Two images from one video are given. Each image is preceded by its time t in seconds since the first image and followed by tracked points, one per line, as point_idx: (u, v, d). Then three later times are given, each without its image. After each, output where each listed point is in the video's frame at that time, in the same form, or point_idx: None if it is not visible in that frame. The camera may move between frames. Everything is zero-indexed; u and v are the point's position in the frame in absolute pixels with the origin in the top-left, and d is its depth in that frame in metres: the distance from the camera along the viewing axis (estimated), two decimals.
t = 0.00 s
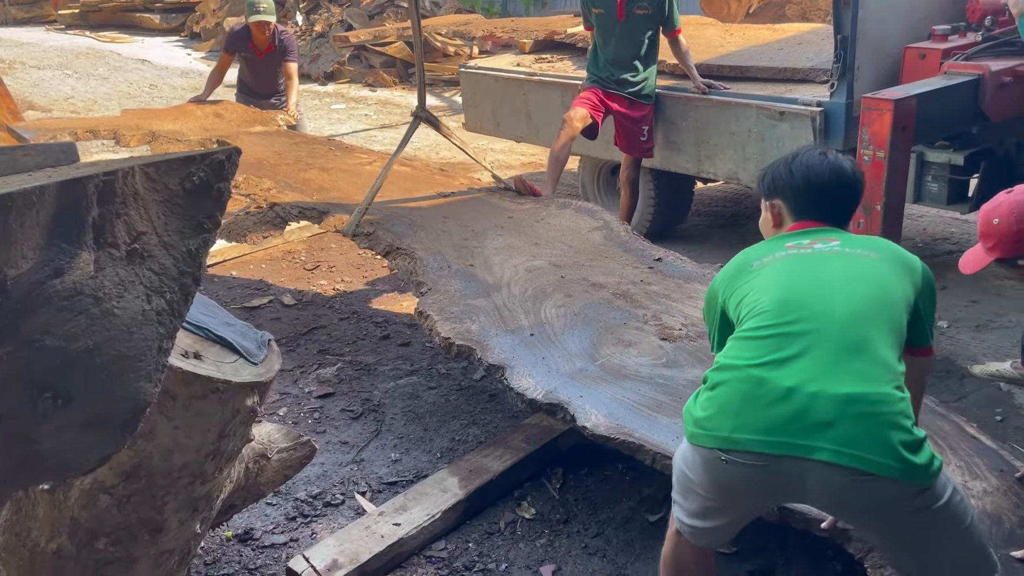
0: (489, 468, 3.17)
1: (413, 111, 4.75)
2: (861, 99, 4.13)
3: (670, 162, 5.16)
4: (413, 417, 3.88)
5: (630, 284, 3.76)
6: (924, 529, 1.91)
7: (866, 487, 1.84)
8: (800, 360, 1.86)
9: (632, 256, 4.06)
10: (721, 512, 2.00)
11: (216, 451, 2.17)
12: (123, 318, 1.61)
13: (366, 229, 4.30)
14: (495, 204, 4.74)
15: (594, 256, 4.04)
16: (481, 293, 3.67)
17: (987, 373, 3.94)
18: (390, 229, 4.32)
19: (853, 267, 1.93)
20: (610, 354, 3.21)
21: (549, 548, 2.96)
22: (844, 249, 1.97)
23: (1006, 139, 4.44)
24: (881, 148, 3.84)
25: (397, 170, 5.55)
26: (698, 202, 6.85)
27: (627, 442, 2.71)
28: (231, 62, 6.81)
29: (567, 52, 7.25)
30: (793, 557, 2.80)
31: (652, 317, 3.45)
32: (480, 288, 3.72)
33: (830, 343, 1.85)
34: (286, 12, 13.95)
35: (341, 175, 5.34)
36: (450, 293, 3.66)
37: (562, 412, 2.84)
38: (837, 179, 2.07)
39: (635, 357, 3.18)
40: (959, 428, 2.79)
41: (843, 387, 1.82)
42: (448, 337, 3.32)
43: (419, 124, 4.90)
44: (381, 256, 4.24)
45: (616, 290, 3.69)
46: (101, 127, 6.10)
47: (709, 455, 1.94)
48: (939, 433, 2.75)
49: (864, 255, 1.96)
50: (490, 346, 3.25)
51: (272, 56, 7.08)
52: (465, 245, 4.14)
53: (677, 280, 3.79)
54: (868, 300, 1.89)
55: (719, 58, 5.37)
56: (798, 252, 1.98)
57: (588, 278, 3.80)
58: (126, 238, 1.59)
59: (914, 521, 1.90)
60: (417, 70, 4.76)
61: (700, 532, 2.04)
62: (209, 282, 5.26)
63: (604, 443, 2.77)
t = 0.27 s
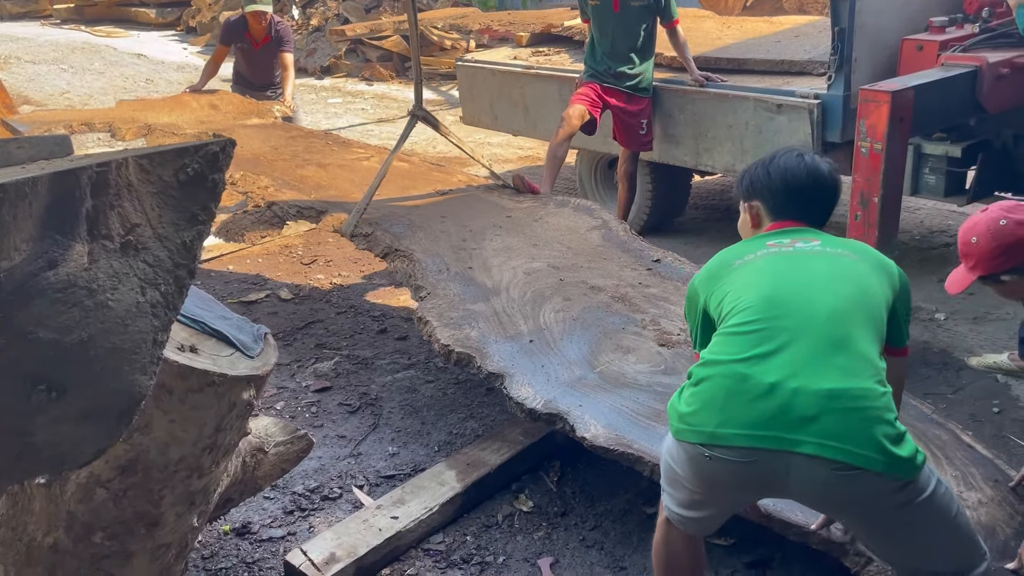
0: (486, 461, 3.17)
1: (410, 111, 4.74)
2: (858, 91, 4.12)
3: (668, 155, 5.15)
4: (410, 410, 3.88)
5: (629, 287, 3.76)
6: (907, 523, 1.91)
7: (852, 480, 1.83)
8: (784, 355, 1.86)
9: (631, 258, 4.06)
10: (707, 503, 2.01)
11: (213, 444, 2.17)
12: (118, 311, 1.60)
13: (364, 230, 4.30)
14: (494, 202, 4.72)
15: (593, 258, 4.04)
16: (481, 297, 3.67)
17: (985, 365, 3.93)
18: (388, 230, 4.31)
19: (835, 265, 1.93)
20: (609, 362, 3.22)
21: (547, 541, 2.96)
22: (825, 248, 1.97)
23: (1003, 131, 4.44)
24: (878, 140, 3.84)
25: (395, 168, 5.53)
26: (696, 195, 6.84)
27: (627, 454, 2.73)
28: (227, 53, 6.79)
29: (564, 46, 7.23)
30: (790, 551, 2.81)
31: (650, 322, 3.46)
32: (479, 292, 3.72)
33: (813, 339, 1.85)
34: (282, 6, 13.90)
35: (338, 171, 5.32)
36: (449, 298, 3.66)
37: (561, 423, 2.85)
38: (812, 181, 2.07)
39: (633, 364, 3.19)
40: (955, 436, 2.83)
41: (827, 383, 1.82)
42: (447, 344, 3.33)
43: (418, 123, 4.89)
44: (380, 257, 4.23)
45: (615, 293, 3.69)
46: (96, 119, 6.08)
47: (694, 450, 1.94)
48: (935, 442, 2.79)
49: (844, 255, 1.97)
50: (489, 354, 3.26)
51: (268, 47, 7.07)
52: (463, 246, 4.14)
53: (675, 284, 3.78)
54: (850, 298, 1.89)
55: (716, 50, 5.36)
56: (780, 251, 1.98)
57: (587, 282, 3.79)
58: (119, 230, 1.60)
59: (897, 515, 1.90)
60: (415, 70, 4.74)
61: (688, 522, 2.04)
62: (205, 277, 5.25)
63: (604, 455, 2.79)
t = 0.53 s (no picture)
0: (483, 455, 3.17)
1: (406, 110, 4.72)
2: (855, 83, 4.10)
3: (665, 149, 5.15)
4: (407, 405, 3.87)
5: (625, 286, 3.76)
6: (898, 511, 1.90)
7: (843, 469, 1.83)
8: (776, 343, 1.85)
9: (627, 257, 4.05)
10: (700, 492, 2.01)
11: (208, 438, 2.17)
12: (111, 302, 1.59)
13: (360, 229, 4.29)
14: (490, 202, 4.71)
15: (589, 257, 4.03)
16: (477, 296, 3.67)
17: (982, 357, 3.95)
18: (384, 229, 4.30)
19: (828, 249, 1.93)
20: (606, 359, 3.22)
21: (544, 534, 2.96)
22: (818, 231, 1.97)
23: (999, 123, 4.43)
24: (874, 133, 3.83)
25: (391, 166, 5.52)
26: (692, 189, 6.84)
27: (625, 450, 2.75)
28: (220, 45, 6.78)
29: (560, 40, 7.22)
30: (787, 543, 2.81)
31: (647, 321, 3.46)
32: (476, 290, 3.71)
33: (806, 325, 1.84)
34: (277, 1, 13.85)
35: (334, 170, 5.31)
36: (446, 296, 3.65)
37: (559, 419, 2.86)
38: (803, 159, 2.07)
39: (630, 363, 3.19)
40: (950, 434, 2.86)
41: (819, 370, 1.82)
42: (444, 341, 3.32)
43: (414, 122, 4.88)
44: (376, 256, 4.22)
45: (611, 293, 3.69)
46: (90, 113, 6.06)
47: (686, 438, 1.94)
48: (930, 441, 2.81)
49: (838, 238, 1.96)
50: (487, 352, 3.25)
51: (261, 41, 7.05)
52: (460, 246, 4.13)
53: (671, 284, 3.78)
54: (843, 282, 1.89)
55: (712, 44, 5.35)
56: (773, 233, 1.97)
57: (583, 281, 3.78)
58: (112, 221, 1.60)
59: (888, 504, 1.89)
60: (411, 69, 4.72)
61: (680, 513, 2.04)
62: (201, 273, 5.23)
63: (602, 451, 2.80)
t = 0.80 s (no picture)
0: (479, 450, 3.16)
1: (400, 111, 4.71)
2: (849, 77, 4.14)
3: (661, 145, 5.15)
4: (403, 401, 3.86)
5: (621, 284, 3.75)
6: (893, 495, 1.89)
7: (837, 455, 1.83)
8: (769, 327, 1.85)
9: (622, 255, 4.05)
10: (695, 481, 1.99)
11: (203, 434, 2.16)
12: (102, 295, 1.59)
13: (355, 229, 4.28)
14: (484, 203, 4.70)
15: (584, 256, 4.02)
16: (472, 295, 3.66)
17: (977, 350, 3.95)
18: (379, 230, 4.29)
19: (826, 222, 1.90)
20: (601, 356, 3.22)
21: (540, 529, 2.96)
22: (817, 201, 1.93)
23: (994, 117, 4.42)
24: (869, 126, 3.83)
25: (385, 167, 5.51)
26: (688, 184, 6.83)
27: (619, 446, 2.75)
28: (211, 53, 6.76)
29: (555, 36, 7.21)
30: (784, 538, 2.81)
31: (642, 318, 3.46)
32: (470, 290, 3.70)
33: (800, 308, 1.83)
34: None
35: (329, 172, 5.31)
36: (441, 295, 3.64)
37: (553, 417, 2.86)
38: (802, 120, 2.04)
39: (625, 359, 3.20)
40: (945, 428, 2.87)
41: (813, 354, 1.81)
42: (439, 340, 3.31)
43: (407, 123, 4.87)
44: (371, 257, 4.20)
45: (606, 291, 3.69)
46: (86, 124, 6.09)
47: (681, 423, 1.94)
48: (926, 434, 2.82)
49: (837, 208, 1.92)
50: (482, 349, 3.25)
51: (253, 48, 7.04)
52: (455, 246, 4.11)
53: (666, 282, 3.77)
54: (840, 258, 1.86)
55: (707, 39, 5.34)
56: (771, 205, 1.94)
57: (578, 279, 3.78)
58: (103, 213, 1.59)
59: (882, 487, 1.88)
60: (404, 70, 4.71)
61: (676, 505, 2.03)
62: (196, 271, 5.22)
63: (597, 447, 2.80)
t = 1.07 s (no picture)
0: (475, 449, 3.16)
1: (393, 116, 4.71)
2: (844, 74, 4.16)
3: (657, 143, 5.16)
4: (398, 401, 3.86)
5: (616, 284, 3.76)
6: (886, 479, 1.87)
7: (833, 440, 1.81)
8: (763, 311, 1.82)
9: (617, 254, 4.05)
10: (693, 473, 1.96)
11: (198, 433, 2.15)
12: (95, 292, 1.59)
13: (349, 237, 4.28)
14: (479, 204, 4.69)
15: (579, 256, 4.03)
16: (467, 299, 3.65)
17: (971, 347, 3.96)
18: (373, 236, 4.28)
19: (821, 192, 1.84)
20: (596, 358, 3.23)
21: (537, 527, 2.96)
22: (811, 168, 1.87)
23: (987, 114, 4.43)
24: (863, 122, 3.83)
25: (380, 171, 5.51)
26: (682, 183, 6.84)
27: (614, 449, 2.76)
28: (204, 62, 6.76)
29: (549, 34, 7.21)
30: (780, 534, 2.82)
31: (637, 318, 3.46)
32: (465, 294, 3.69)
33: (795, 290, 1.80)
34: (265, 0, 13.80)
35: (324, 180, 5.36)
36: (436, 301, 3.63)
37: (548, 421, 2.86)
38: (805, 64, 1.93)
39: (621, 359, 3.20)
40: (943, 419, 2.90)
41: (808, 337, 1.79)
42: (434, 347, 3.30)
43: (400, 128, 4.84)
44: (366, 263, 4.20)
45: (601, 290, 3.69)
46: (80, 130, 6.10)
47: (680, 411, 1.92)
48: (924, 424, 2.85)
49: (833, 173, 1.86)
50: (477, 356, 3.24)
51: (245, 56, 7.04)
52: (450, 249, 4.11)
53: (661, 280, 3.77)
54: (836, 231, 1.82)
55: (701, 37, 5.34)
56: (763, 175, 1.89)
57: (574, 279, 3.78)
58: (95, 210, 1.59)
59: (876, 470, 1.86)
60: (397, 75, 4.70)
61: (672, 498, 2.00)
62: (190, 271, 5.21)
63: (593, 451, 2.81)
